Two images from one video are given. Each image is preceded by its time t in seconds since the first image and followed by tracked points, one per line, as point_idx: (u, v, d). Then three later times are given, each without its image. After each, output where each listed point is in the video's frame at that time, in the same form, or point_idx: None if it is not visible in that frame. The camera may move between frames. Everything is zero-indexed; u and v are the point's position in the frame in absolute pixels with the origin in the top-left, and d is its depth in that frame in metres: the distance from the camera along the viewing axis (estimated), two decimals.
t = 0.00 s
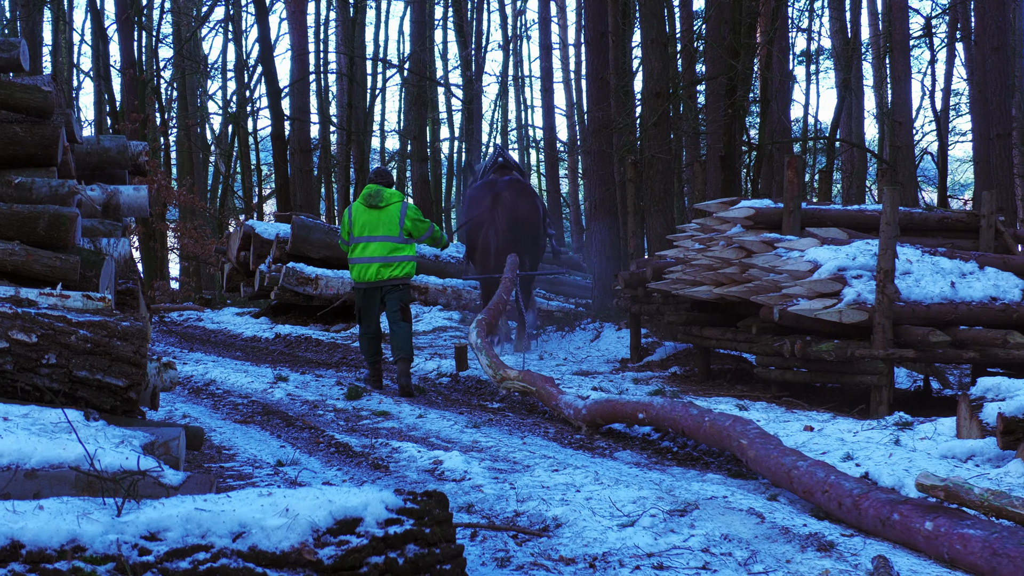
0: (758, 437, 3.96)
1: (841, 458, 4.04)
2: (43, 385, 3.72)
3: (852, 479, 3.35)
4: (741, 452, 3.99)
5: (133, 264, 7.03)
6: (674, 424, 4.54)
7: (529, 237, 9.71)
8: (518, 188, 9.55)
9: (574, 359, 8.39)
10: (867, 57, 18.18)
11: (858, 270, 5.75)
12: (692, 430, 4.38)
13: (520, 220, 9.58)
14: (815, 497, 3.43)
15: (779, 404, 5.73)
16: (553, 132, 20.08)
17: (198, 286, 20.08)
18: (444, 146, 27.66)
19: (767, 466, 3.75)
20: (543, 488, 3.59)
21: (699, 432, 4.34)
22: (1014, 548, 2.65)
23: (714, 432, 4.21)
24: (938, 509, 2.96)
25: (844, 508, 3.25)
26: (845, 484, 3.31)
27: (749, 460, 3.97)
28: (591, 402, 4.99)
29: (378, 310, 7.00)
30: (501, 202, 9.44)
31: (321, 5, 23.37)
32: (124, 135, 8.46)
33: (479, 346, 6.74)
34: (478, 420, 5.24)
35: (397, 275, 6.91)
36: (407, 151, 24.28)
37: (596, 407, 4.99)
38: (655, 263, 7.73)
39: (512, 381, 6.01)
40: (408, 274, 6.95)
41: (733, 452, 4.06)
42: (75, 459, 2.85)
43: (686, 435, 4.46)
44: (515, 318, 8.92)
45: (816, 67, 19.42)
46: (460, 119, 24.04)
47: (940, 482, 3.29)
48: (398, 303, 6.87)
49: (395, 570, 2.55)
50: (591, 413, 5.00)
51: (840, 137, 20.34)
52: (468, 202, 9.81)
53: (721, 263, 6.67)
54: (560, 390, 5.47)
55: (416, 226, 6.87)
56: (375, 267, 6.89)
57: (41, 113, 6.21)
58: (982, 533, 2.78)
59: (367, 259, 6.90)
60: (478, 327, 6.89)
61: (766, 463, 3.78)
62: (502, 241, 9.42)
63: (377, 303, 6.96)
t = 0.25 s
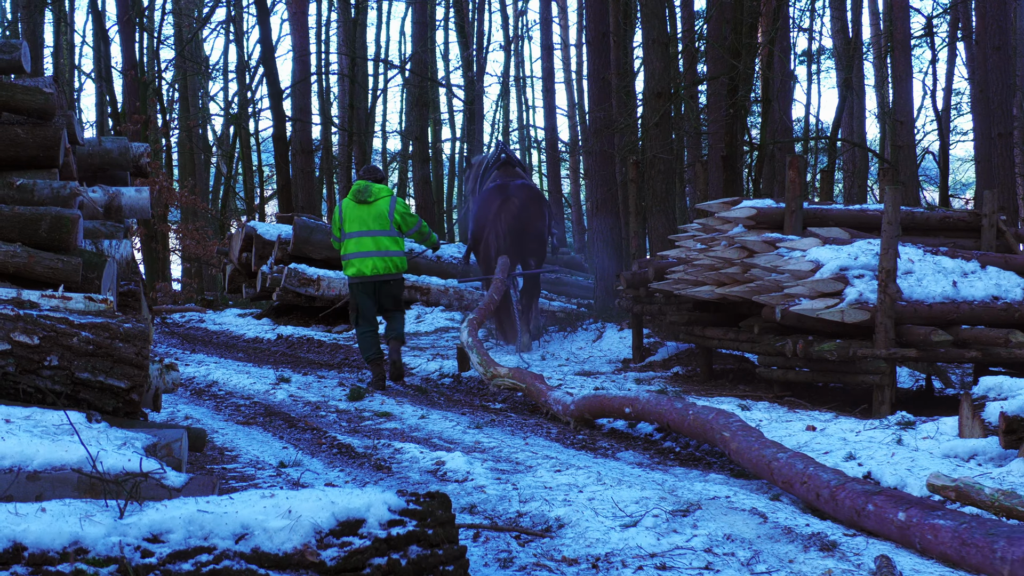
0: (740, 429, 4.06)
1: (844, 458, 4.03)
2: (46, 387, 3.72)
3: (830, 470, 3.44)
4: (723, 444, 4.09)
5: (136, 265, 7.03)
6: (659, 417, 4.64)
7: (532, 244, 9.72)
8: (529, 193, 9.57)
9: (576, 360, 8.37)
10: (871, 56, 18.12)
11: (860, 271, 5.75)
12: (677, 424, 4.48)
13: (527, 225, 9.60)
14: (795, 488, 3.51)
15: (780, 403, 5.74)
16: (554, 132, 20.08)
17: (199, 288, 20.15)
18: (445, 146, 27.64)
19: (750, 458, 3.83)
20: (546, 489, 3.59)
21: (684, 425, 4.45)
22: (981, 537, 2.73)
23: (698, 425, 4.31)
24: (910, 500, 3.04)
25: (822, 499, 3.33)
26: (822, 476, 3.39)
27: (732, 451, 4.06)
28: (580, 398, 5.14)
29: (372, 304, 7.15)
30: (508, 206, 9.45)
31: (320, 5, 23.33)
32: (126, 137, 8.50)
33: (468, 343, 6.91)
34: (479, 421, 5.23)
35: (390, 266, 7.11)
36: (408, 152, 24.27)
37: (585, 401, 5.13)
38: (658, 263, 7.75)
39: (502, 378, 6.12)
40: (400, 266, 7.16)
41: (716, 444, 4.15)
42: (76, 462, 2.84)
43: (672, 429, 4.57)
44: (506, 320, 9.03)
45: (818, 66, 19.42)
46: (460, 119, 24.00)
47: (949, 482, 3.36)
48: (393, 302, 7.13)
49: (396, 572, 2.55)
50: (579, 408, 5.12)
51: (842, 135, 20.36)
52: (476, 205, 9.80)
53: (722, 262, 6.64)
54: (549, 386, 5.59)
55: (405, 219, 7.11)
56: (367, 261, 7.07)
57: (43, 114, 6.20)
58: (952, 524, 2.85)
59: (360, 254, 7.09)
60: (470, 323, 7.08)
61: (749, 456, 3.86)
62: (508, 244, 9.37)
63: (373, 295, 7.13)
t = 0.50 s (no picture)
0: (723, 425, 4.20)
1: (844, 459, 4.02)
2: (45, 390, 3.71)
3: (808, 464, 3.57)
4: (706, 440, 4.22)
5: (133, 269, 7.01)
6: (646, 413, 4.76)
7: (532, 244, 9.79)
8: (528, 194, 9.64)
9: (575, 362, 8.37)
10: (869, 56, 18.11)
11: (860, 273, 5.71)
12: (663, 418, 4.60)
13: (527, 226, 9.67)
14: (774, 481, 3.64)
15: (779, 404, 5.76)
16: (552, 133, 20.09)
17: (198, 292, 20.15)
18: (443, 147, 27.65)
19: (731, 453, 3.97)
20: (544, 491, 3.59)
21: (669, 421, 4.56)
22: (950, 528, 2.86)
23: (682, 422, 4.44)
24: (883, 492, 3.17)
25: (799, 492, 3.47)
26: (799, 470, 3.52)
27: (714, 447, 4.19)
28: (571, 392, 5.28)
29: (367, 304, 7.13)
30: (508, 206, 9.47)
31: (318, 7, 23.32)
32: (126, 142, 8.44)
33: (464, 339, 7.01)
34: (478, 422, 5.27)
35: (378, 273, 7.11)
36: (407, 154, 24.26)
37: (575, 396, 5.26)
38: (656, 265, 7.75)
39: (497, 372, 6.28)
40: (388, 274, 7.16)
41: (700, 439, 4.28)
42: (76, 464, 2.84)
43: (659, 424, 4.68)
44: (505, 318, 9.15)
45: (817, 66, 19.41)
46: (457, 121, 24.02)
47: (946, 483, 3.36)
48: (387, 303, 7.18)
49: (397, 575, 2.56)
50: (570, 403, 5.26)
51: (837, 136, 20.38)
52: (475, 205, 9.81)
53: (722, 264, 6.60)
54: (541, 380, 5.76)
55: (398, 227, 7.11)
56: (358, 265, 7.07)
57: (42, 117, 6.18)
58: (922, 515, 2.98)
59: (350, 258, 7.09)
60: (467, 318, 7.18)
61: (730, 451, 4.00)
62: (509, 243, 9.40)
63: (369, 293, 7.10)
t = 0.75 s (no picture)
0: (717, 429, 4.18)
1: (854, 469, 3.93)
2: (30, 398, 3.64)
3: (801, 469, 3.56)
4: (701, 444, 4.21)
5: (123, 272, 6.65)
6: (641, 416, 4.76)
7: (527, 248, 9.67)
8: (520, 197, 9.57)
9: (576, 369, 8.28)
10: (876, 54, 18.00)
11: (869, 277, 5.62)
12: (658, 422, 4.58)
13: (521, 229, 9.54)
14: (767, 485, 3.64)
15: (788, 413, 5.67)
16: (554, 135, 19.98)
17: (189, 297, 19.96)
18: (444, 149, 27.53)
19: (724, 458, 3.97)
20: (544, 502, 3.51)
21: (664, 424, 4.55)
22: (938, 531, 2.85)
23: (678, 425, 4.43)
24: (872, 496, 3.18)
25: (790, 496, 3.47)
26: (791, 474, 3.51)
27: (709, 450, 4.18)
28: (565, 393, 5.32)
29: (344, 305, 7.33)
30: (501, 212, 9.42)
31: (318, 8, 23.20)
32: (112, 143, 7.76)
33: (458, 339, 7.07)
34: (476, 430, 5.19)
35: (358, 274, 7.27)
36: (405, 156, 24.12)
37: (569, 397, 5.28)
38: (660, 269, 7.72)
39: (491, 372, 6.39)
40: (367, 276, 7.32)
41: (694, 443, 4.27)
42: (61, 476, 2.76)
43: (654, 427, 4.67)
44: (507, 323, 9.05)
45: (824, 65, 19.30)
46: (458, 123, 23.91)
47: (960, 494, 3.26)
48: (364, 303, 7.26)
49: None
50: (564, 405, 5.27)
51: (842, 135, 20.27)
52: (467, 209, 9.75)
53: (727, 268, 6.56)
54: (535, 381, 5.81)
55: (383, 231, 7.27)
56: (338, 259, 7.23)
57: (27, 117, 6.11)
58: (911, 519, 2.98)
59: (332, 251, 7.25)
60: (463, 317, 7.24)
61: (724, 455, 3.99)
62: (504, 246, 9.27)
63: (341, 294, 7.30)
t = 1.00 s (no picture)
0: (719, 441, 4.01)
1: (881, 490, 3.76)
2: None
3: (805, 483, 3.42)
4: (701, 456, 4.04)
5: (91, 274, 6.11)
6: (641, 426, 4.60)
7: (520, 245, 9.39)
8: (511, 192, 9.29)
9: (582, 382, 8.04)
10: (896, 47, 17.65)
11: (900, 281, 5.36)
12: (658, 434, 4.42)
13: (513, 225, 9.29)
14: (769, 500, 3.49)
15: (810, 429, 5.48)
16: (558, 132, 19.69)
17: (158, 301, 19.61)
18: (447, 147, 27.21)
19: (726, 472, 3.81)
20: (547, 525, 3.32)
21: (664, 435, 4.38)
22: (945, 548, 2.74)
23: (679, 437, 4.25)
24: (878, 512, 3.05)
25: (794, 512, 3.34)
26: (795, 488, 3.37)
27: (710, 463, 4.02)
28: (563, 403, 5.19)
29: (320, 311, 7.17)
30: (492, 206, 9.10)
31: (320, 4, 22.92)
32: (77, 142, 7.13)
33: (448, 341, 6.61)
34: (473, 448, 5.00)
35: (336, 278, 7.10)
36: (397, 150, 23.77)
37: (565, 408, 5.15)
38: (672, 274, 7.40)
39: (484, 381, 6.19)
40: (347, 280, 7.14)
41: (695, 455, 4.10)
42: (25, 496, 2.55)
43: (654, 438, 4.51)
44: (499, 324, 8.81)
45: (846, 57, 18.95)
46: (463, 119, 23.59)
47: (999, 518, 3.07)
48: (341, 308, 7.10)
49: None
50: (560, 415, 5.14)
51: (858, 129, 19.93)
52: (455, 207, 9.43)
53: (745, 272, 6.34)
54: (531, 390, 5.63)
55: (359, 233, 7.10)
56: (312, 264, 7.07)
57: None
58: (918, 535, 2.86)
59: (305, 255, 7.09)
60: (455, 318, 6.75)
61: (726, 469, 3.83)
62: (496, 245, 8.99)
63: (317, 302, 7.13)
